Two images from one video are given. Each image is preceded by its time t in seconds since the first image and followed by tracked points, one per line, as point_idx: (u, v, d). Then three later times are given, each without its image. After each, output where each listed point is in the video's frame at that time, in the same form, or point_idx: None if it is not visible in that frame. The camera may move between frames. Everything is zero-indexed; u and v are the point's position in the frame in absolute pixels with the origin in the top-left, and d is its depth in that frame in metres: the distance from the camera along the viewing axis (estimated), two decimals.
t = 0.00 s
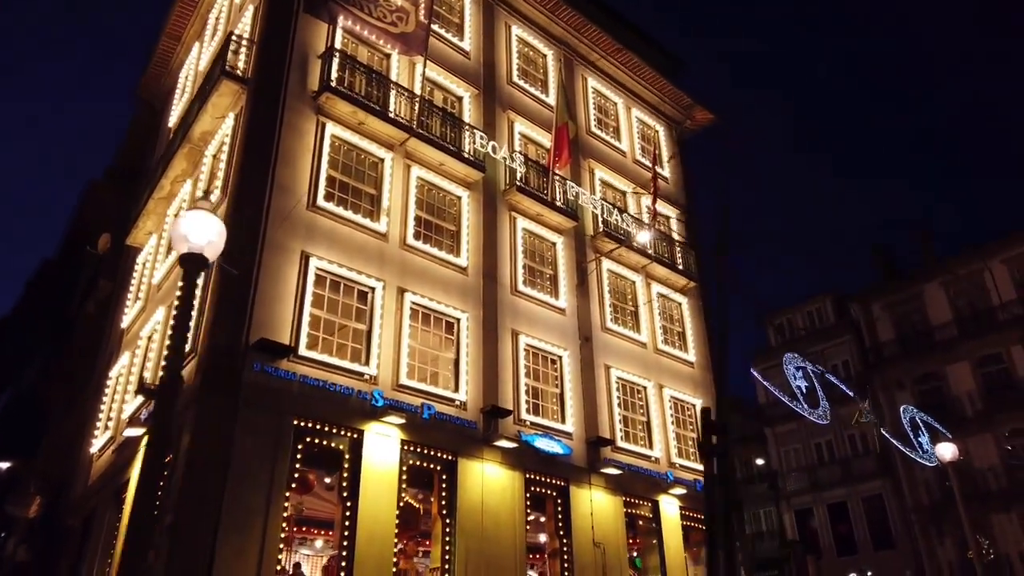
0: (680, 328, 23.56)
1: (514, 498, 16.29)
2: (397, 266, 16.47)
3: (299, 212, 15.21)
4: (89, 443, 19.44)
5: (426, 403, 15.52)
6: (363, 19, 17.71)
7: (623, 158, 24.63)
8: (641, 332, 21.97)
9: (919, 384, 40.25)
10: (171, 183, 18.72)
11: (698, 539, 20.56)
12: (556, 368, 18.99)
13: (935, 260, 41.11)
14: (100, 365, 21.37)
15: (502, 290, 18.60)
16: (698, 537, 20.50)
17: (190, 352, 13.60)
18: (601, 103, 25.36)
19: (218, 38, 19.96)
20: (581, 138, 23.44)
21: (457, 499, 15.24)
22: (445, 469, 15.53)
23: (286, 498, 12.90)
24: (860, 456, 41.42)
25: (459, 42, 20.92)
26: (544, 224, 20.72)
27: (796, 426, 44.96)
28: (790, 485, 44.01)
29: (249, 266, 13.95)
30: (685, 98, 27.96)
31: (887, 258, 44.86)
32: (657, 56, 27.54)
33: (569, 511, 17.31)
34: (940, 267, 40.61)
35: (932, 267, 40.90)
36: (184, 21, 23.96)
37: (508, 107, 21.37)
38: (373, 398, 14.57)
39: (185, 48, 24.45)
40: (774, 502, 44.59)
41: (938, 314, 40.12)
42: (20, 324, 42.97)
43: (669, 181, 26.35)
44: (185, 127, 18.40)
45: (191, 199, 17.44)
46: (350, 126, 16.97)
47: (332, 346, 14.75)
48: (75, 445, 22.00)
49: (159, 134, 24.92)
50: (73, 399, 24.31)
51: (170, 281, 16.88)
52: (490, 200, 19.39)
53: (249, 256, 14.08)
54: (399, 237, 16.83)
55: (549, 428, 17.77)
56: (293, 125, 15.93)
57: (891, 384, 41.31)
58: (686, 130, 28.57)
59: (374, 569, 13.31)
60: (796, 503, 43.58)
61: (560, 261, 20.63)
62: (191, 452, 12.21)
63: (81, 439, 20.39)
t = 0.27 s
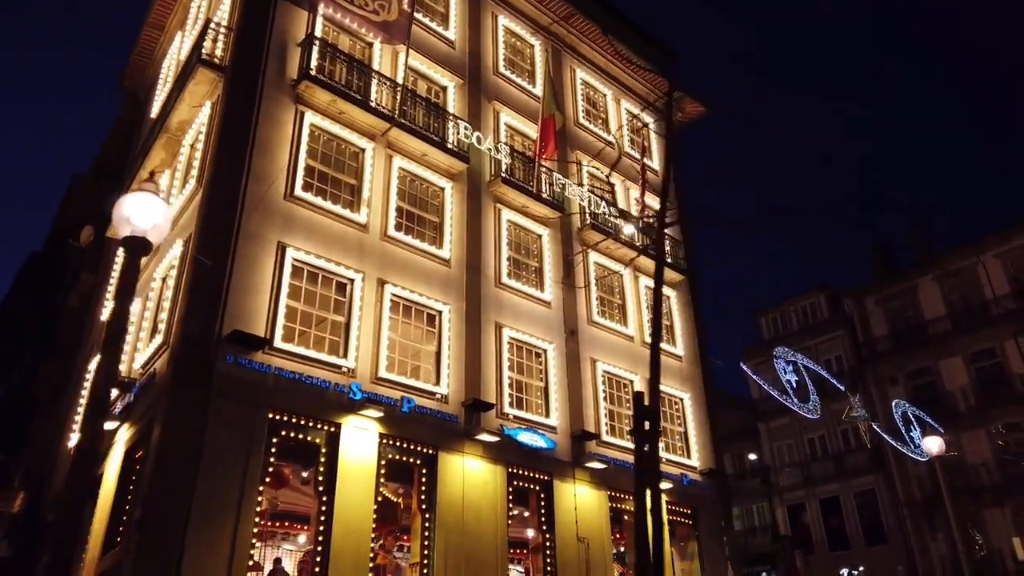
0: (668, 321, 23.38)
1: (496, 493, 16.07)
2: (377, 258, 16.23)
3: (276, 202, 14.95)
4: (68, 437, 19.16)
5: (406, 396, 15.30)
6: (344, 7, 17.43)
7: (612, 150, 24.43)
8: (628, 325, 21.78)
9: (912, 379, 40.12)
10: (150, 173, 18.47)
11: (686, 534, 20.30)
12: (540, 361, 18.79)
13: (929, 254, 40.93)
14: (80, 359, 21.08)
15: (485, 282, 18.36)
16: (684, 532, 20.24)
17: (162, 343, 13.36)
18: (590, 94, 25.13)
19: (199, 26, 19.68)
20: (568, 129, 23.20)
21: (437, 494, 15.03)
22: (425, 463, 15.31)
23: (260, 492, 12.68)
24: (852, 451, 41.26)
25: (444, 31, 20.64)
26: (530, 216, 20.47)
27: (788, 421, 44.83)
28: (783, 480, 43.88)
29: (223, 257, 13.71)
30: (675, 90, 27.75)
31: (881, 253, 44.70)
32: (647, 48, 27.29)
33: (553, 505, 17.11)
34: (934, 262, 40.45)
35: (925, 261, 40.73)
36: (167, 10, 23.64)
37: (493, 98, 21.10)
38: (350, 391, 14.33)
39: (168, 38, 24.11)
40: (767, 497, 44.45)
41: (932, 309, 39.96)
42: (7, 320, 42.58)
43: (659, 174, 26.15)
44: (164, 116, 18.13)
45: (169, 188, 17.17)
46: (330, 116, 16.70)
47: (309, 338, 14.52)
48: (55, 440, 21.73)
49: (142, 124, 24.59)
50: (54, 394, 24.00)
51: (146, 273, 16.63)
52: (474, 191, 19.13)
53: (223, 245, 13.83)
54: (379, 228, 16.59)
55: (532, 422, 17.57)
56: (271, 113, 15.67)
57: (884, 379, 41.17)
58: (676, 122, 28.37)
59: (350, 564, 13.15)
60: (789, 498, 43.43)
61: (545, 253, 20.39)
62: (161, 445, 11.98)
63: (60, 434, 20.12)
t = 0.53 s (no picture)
0: (652, 313, 23.27)
1: (474, 485, 15.91)
2: (353, 247, 15.99)
3: (248, 189, 14.70)
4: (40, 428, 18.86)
5: (381, 387, 15.10)
6: None
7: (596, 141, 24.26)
8: (611, 317, 21.62)
9: (901, 373, 40.11)
10: (125, 161, 18.20)
11: (668, 527, 20.20)
12: (521, 353, 18.61)
13: (918, 248, 40.88)
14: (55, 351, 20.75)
15: (465, 273, 18.16)
16: (666, 525, 20.14)
17: (131, 332, 13.13)
18: (575, 85, 24.96)
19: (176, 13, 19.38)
20: (552, 119, 22.99)
21: (412, 486, 14.84)
22: (400, 455, 15.14)
23: (228, 483, 12.48)
24: (840, 445, 41.22)
25: (425, 19, 20.39)
26: (512, 206, 20.27)
27: (777, 415, 44.79)
28: (771, 474, 43.85)
29: (192, 244, 13.47)
30: (662, 82, 27.59)
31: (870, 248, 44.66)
32: (634, 39, 27.12)
33: (531, 497, 16.97)
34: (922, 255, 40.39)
35: (914, 255, 40.68)
36: None
37: (475, 87, 20.86)
38: (324, 381, 14.12)
39: (148, 25, 23.77)
40: (755, 491, 44.43)
41: (920, 303, 39.93)
42: None
43: (645, 166, 25.98)
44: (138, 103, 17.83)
45: (142, 176, 16.90)
46: (307, 102, 16.45)
47: (282, 328, 14.31)
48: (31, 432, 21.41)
49: (120, 113, 24.21)
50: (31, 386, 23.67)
51: (119, 261, 16.36)
52: (455, 181, 18.90)
53: (192, 232, 13.59)
54: (356, 217, 16.34)
55: (512, 414, 17.41)
56: (244, 99, 15.40)
57: (873, 373, 41.14)
58: (663, 114, 28.22)
59: (321, 557, 12.98)
60: (777, 492, 43.41)
61: (527, 244, 20.20)
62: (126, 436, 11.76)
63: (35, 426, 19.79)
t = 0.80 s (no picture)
0: (637, 307, 23.10)
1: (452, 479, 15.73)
2: (329, 238, 15.73)
3: (220, 178, 14.44)
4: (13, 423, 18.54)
5: (357, 381, 14.87)
6: None
7: (581, 134, 24.01)
8: (595, 311, 21.41)
9: (890, 368, 40.05)
10: (99, 151, 17.89)
11: (651, 522, 20.14)
12: (501, 346, 18.40)
13: (907, 244, 40.76)
14: (30, 344, 20.41)
15: (445, 265, 17.92)
16: (650, 520, 20.11)
17: (97, 324, 12.87)
18: (560, 77, 24.71)
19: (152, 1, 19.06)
20: (536, 111, 22.74)
21: (387, 482, 14.61)
22: (375, 449, 14.92)
23: (196, 477, 12.26)
24: (829, 441, 41.14)
25: (406, 9, 20.10)
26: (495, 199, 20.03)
27: (766, 411, 44.65)
28: (760, 470, 43.78)
29: (161, 234, 13.20)
30: (650, 74, 27.31)
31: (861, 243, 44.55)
32: (621, 31, 26.84)
33: (510, 492, 16.80)
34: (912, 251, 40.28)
35: (904, 250, 40.56)
36: None
37: (458, 77, 20.59)
38: (297, 374, 13.89)
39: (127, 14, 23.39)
40: (744, 487, 44.36)
41: (910, 298, 39.85)
42: None
43: (631, 159, 25.73)
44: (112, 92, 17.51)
45: (115, 165, 16.61)
46: (282, 91, 16.18)
47: (254, 320, 14.06)
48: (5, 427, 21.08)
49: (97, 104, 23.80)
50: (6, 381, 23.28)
51: (91, 253, 16.08)
52: (435, 173, 18.64)
53: (161, 222, 13.32)
54: (332, 207, 16.08)
55: (491, 408, 17.21)
56: (217, 87, 15.13)
57: (862, 368, 41.06)
58: (651, 107, 27.96)
59: (291, 554, 12.76)
60: (766, 487, 43.35)
61: (510, 237, 19.96)
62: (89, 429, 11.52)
63: (8, 421, 19.46)
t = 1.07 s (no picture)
0: (623, 300, 22.95)
1: (431, 471, 15.55)
2: (307, 228, 15.50)
3: (194, 166, 14.19)
4: None
5: (333, 372, 14.65)
6: None
7: (568, 125, 23.78)
8: (580, 304, 21.23)
9: (879, 363, 40.01)
10: (74, 139, 17.59)
11: (634, 516, 20.03)
12: (483, 339, 18.20)
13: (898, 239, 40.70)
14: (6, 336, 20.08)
15: (426, 256, 17.70)
16: (633, 514, 20.02)
17: (65, 313, 12.63)
18: (547, 67, 24.47)
19: None
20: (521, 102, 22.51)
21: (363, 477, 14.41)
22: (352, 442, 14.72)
23: (165, 470, 12.05)
24: (818, 436, 41.08)
25: None
26: (478, 190, 19.80)
27: (756, 406, 44.53)
28: (750, 465, 43.71)
29: (131, 222, 12.95)
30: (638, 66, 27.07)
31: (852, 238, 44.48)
32: (610, 23, 26.60)
33: (490, 486, 16.62)
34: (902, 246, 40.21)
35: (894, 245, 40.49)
36: None
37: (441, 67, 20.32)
38: (271, 366, 13.66)
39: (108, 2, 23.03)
40: (734, 482, 44.29)
41: (900, 293, 39.80)
42: None
43: (618, 152, 25.53)
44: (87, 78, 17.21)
45: (89, 153, 16.33)
46: (259, 78, 15.93)
47: (227, 310, 13.83)
48: None
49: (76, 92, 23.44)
50: None
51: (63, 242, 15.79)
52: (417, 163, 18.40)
53: (131, 210, 13.07)
54: (310, 197, 15.84)
55: (472, 401, 17.01)
56: (191, 73, 14.87)
57: (852, 363, 41.00)
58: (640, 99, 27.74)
59: (262, 548, 12.57)
60: (756, 482, 43.29)
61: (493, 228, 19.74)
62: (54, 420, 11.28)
63: None
